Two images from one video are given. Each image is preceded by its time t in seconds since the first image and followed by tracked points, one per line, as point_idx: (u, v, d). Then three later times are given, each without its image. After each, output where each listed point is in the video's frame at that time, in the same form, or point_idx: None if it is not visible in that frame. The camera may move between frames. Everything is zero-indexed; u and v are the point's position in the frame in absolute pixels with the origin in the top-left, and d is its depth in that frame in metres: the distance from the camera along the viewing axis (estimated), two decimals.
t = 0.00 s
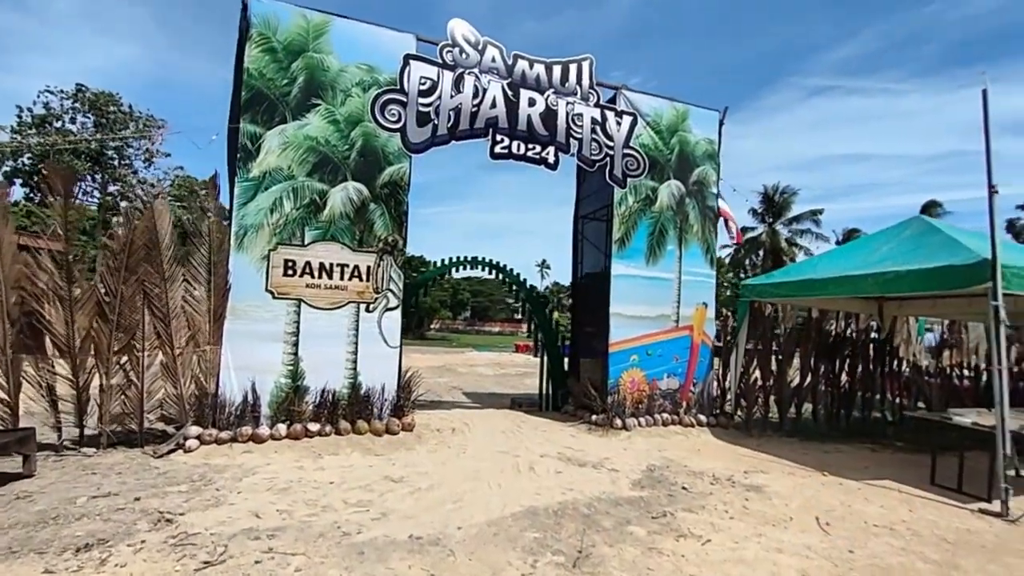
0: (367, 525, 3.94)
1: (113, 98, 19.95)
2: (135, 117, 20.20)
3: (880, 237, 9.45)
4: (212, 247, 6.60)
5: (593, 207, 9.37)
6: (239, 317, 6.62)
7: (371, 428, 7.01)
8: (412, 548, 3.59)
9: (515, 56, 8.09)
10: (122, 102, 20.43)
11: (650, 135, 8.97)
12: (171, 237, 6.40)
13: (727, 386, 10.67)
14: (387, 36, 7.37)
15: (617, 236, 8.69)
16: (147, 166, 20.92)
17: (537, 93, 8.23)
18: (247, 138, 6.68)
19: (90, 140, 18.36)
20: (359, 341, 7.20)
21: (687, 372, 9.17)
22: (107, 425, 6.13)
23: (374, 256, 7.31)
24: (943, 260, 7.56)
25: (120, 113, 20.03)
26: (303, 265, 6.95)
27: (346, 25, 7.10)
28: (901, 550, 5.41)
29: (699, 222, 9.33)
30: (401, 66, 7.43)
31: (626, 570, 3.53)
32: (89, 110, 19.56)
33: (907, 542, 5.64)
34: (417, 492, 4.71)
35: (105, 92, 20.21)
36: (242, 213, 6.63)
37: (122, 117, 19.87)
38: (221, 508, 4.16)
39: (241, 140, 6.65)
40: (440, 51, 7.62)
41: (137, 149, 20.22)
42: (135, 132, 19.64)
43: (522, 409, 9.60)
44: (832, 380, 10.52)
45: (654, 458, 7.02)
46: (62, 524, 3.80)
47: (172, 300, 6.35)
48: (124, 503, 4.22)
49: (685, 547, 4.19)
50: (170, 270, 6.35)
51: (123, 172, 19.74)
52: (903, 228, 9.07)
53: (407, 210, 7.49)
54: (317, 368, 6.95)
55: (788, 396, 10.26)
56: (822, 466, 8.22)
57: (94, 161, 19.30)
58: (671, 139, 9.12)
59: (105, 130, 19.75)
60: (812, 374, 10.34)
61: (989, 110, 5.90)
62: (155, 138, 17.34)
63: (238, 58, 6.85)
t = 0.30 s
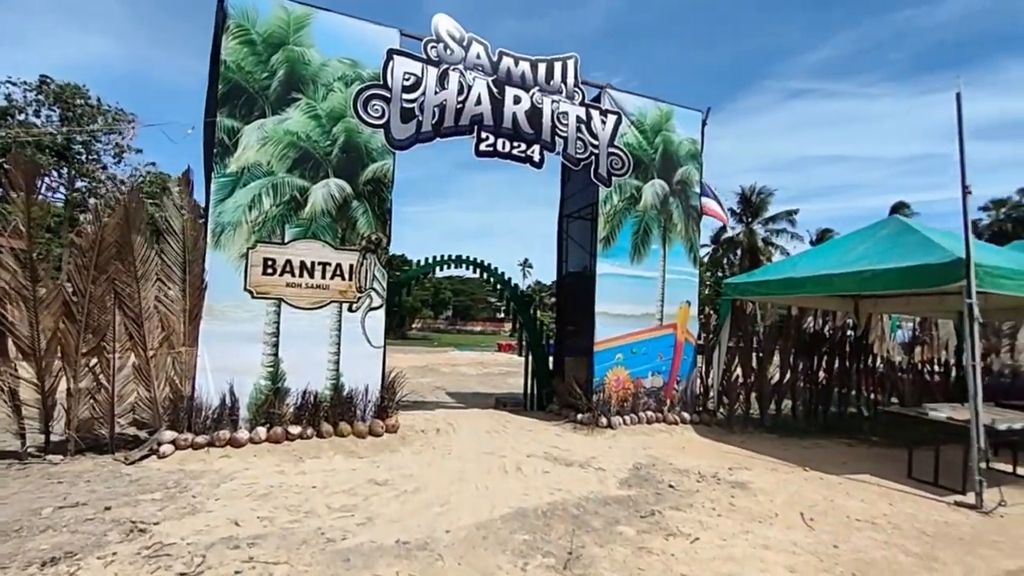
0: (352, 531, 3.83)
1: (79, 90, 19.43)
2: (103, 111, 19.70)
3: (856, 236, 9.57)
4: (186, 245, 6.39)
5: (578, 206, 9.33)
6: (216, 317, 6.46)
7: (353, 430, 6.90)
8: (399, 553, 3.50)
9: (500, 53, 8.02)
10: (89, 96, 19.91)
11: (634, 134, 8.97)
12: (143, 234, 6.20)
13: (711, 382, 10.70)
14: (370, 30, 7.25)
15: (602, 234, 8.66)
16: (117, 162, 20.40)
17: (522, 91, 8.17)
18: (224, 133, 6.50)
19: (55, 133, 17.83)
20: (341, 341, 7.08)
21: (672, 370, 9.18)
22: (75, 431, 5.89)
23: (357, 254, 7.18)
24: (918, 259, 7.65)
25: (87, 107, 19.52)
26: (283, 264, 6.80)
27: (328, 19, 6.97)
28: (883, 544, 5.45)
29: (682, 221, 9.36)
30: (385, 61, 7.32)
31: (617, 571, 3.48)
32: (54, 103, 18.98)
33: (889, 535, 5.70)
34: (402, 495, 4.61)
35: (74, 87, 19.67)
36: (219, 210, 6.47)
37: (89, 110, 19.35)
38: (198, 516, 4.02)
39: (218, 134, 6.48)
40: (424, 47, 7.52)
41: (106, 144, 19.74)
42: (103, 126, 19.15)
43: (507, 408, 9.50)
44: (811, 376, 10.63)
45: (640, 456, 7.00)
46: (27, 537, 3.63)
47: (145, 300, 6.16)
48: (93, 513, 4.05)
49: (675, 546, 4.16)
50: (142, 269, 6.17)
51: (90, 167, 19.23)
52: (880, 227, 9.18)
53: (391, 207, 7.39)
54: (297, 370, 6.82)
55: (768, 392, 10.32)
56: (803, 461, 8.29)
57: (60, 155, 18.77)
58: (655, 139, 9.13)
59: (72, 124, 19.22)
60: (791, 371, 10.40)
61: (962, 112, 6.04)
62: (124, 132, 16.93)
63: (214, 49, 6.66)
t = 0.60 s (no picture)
0: (331, 536, 3.72)
1: (40, 80, 18.80)
2: (65, 102, 19.09)
3: (835, 233, 9.65)
4: (155, 241, 6.09)
5: (560, 202, 9.27)
6: (187, 316, 6.32)
7: (333, 431, 6.70)
8: (381, 559, 3.39)
9: (481, 46, 7.94)
10: (50, 86, 19.28)
11: (617, 131, 8.94)
12: (107, 229, 5.90)
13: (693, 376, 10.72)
14: (347, 19, 7.10)
15: (585, 231, 8.62)
16: (80, 156, 19.78)
17: (505, 85, 8.08)
18: (194, 123, 6.30)
19: (13, 124, 17.19)
20: (319, 340, 6.94)
21: (654, 366, 9.21)
22: (32, 436, 5.53)
23: (335, 250, 7.04)
24: (895, 255, 7.73)
25: (47, 97, 18.89)
26: (258, 260, 6.64)
27: (304, 7, 6.80)
28: (864, 535, 5.49)
29: (664, 218, 9.37)
30: (363, 52, 7.17)
31: (605, 572, 3.42)
32: (11, 93, 18.31)
33: (869, 527, 5.74)
34: (384, 497, 4.50)
35: (38, 81, 19.05)
36: (190, 204, 6.30)
37: (50, 101, 18.74)
38: (166, 525, 3.87)
39: (188, 125, 6.27)
40: (404, 38, 7.39)
41: (69, 136, 19.12)
42: (65, 118, 18.53)
43: (491, 407, 9.37)
44: (788, 372, 10.76)
45: (623, 453, 6.97)
46: None
47: (109, 299, 5.86)
48: (51, 524, 3.87)
49: (661, 543, 4.12)
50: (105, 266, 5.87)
51: (52, 160, 18.61)
52: (856, 224, 9.28)
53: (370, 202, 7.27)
54: (273, 370, 6.68)
55: (747, 387, 10.36)
56: (783, 455, 8.35)
57: (19, 148, 18.12)
58: (637, 136, 9.11)
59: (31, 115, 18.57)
60: (769, 366, 10.51)
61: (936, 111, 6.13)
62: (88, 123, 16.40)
63: (183, 36, 6.45)
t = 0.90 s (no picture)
0: (294, 542, 3.56)
1: None
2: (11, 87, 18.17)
3: (804, 229, 9.77)
4: (102, 229, 5.84)
5: (535, 195, 9.17)
6: (140, 309, 6.02)
7: (300, 431, 6.48)
8: (349, 566, 3.25)
9: (456, 33, 7.77)
10: None
11: (593, 124, 8.87)
12: (49, 218, 5.59)
13: (666, 371, 10.69)
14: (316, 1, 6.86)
15: (560, 225, 8.54)
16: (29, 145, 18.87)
17: (480, 74, 7.95)
18: (147, 103, 5.99)
19: None
20: (284, 336, 6.72)
21: (628, 361, 9.20)
22: None
23: (302, 241, 6.82)
24: (862, 251, 7.85)
25: None
26: (218, 250, 6.37)
27: None
28: (835, 527, 5.54)
29: (639, 213, 9.35)
30: (333, 34, 6.94)
31: (583, 572, 3.34)
32: None
33: (839, 518, 5.81)
34: (352, 500, 4.34)
35: None
36: (143, 190, 5.99)
37: None
38: (112, 536, 3.65)
39: (140, 105, 5.96)
40: (376, 22, 7.19)
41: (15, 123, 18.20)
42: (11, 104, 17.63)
43: (464, 403, 9.21)
44: (756, 366, 10.84)
45: (598, 448, 6.92)
46: None
47: (50, 291, 5.56)
48: None
49: (639, 540, 4.06)
50: (47, 256, 5.55)
51: None
52: (823, 222, 9.42)
53: (338, 191, 7.07)
54: (235, 367, 6.45)
55: (717, 381, 10.42)
56: (754, 447, 8.42)
57: None
58: (613, 130, 9.07)
59: None
60: (739, 361, 10.56)
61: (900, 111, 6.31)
62: (36, 110, 15.66)
63: (135, 11, 6.11)
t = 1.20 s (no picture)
0: (237, 563, 3.33)
1: None
2: None
3: (756, 230, 9.95)
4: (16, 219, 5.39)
5: (497, 194, 9.05)
6: (61, 311, 5.54)
7: (244, 440, 6.21)
8: None
9: (416, 24, 7.58)
10: None
11: (555, 123, 8.80)
12: None
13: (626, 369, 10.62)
14: None
15: (522, 224, 8.43)
16: None
17: (441, 68, 7.76)
18: (71, 83, 5.56)
19: None
20: (229, 339, 6.40)
21: (588, 360, 9.19)
22: None
23: (249, 237, 6.52)
24: (813, 252, 8.03)
25: None
26: (153, 246, 5.99)
27: None
28: (788, 520, 5.64)
29: (600, 212, 9.35)
30: (283, 18, 6.63)
31: None
32: None
33: (792, 511, 5.93)
34: (303, 513, 4.13)
35: None
36: (65, 178, 5.55)
37: None
38: (24, 565, 3.32)
39: (62, 84, 5.51)
40: (331, 8, 6.91)
41: None
42: None
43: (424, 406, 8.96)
44: (710, 364, 11.12)
45: (559, 448, 6.85)
46: None
47: None
48: None
49: (603, 543, 3.99)
50: None
51: None
52: (774, 223, 9.61)
53: (288, 185, 6.78)
54: (173, 373, 6.08)
55: (674, 379, 10.55)
56: (710, 443, 8.55)
57: None
58: (574, 129, 9.03)
59: None
60: (694, 358, 10.77)
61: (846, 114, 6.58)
62: None
63: None
